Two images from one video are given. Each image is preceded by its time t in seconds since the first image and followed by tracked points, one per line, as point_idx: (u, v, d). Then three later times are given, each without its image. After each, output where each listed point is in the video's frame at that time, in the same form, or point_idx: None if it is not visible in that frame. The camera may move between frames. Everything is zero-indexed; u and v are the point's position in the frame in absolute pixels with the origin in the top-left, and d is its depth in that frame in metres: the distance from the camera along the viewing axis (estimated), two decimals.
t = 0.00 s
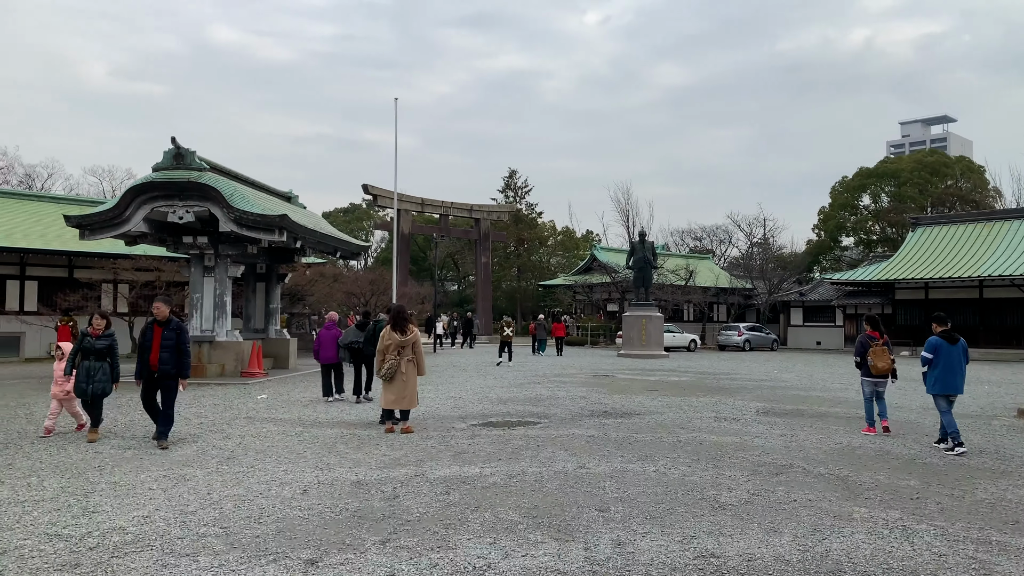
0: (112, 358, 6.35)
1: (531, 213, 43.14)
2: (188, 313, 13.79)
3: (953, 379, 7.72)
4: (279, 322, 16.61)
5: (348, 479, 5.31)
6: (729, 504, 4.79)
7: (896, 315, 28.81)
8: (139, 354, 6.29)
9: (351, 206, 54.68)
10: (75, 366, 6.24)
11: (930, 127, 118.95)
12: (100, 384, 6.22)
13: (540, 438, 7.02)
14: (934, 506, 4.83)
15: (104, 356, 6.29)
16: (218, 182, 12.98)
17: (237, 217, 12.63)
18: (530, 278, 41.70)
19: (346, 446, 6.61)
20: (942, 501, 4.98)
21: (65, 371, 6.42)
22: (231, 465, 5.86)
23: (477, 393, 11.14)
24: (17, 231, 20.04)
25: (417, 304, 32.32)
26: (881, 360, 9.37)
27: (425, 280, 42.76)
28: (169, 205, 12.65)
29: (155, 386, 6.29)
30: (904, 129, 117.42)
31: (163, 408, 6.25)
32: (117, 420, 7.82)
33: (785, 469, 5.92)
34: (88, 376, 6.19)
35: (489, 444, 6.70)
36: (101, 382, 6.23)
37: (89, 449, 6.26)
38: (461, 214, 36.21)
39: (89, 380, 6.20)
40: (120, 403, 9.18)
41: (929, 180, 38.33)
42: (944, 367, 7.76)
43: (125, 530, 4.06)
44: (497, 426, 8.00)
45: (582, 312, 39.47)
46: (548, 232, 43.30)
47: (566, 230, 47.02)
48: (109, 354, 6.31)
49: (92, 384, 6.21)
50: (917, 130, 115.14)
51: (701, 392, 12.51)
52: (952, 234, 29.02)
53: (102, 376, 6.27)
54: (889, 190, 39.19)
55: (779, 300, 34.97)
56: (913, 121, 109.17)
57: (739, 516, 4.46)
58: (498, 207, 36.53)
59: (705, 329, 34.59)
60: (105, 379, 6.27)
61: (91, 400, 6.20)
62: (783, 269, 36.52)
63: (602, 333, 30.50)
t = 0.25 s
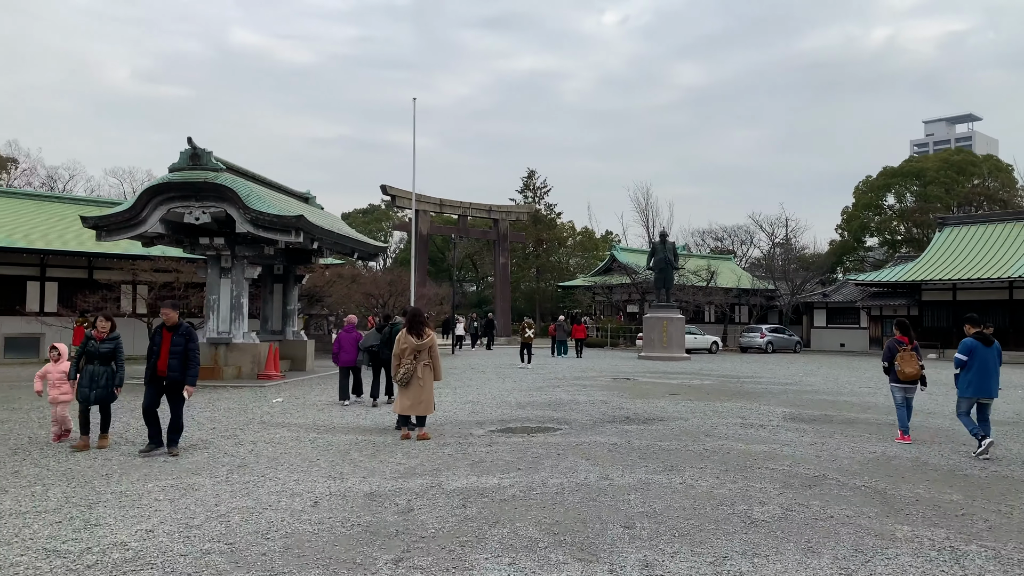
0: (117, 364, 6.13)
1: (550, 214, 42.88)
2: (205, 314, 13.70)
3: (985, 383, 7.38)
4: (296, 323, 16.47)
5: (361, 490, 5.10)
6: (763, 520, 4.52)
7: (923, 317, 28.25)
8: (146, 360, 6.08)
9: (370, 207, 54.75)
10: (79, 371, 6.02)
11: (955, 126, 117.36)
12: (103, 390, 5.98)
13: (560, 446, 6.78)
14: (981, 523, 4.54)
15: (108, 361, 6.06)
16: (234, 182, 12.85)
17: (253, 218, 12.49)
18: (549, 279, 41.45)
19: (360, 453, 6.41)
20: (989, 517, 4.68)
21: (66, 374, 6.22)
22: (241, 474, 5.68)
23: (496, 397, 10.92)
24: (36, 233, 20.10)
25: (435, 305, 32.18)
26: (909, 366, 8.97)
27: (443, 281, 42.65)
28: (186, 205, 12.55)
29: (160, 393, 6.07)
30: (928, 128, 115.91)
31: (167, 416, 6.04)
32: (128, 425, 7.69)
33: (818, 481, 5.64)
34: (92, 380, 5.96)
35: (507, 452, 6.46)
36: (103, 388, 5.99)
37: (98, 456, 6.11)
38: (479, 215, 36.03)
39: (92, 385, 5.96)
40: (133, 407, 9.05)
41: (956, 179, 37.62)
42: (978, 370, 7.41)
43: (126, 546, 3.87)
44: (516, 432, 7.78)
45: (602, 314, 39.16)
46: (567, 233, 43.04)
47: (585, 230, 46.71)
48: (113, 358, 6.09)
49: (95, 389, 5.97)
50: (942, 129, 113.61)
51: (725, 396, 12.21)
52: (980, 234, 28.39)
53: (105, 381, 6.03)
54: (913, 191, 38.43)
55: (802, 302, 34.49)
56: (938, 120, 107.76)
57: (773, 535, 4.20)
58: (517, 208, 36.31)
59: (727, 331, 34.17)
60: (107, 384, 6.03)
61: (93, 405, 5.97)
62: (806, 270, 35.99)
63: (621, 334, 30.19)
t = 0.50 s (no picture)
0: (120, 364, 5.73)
1: (569, 213, 42.61)
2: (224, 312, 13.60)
3: None
4: (316, 322, 16.36)
5: (381, 493, 4.91)
6: (805, 528, 4.28)
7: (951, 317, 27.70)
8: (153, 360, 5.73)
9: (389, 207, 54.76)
10: (81, 372, 5.59)
11: (980, 124, 115.61)
12: (110, 392, 5.59)
13: (587, 447, 6.55)
14: None
15: (112, 361, 5.65)
16: (254, 179, 12.74)
17: (272, 215, 12.37)
18: (569, 279, 41.20)
19: (381, 454, 6.22)
20: None
21: (70, 373, 5.94)
22: (259, 475, 5.51)
23: (518, 397, 10.72)
24: (57, 232, 20.12)
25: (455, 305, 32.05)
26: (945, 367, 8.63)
27: (462, 280, 42.53)
28: (205, 202, 12.46)
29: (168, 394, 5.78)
30: (952, 126, 114.27)
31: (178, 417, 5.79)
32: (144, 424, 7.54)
33: (859, 486, 5.38)
34: (98, 383, 5.56)
35: (532, 454, 6.25)
36: (110, 390, 5.60)
37: (113, 456, 5.96)
38: (499, 214, 35.83)
39: (97, 388, 5.55)
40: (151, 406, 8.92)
41: (984, 177, 36.90)
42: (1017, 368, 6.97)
43: (137, 551, 3.70)
44: (540, 432, 7.57)
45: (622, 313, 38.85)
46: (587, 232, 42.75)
47: (605, 230, 46.38)
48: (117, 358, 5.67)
49: (100, 392, 5.57)
50: (967, 127, 111.99)
51: (752, 397, 11.92)
52: (1010, 232, 27.77)
53: (110, 383, 5.62)
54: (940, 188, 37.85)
55: (826, 301, 33.99)
56: (963, 118, 106.19)
57: (818, 544, 3.95)
58: (536, 207, 36.07)
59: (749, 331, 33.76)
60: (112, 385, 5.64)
61: (99, 408, 5.58)
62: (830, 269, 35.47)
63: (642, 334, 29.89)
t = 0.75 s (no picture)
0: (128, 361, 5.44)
1: (592, 210, 42.21)
2: (246, 309, 13.44)
3: None
4: (339, 320, 16.19)
5: (405, 498, 4.64)
6: (863, 540, 3.95)
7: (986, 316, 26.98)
8: (158, 357, 5.40)
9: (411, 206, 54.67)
10: (86, 370, 5.32)
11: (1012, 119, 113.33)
12: (116, 390, 5.30)
13: (620, 451, 6.25)
14: None
15: (119, 358, 5.37)
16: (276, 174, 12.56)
17: (294, 211, 12.16)
18: (592, 277, 40.81)
19: (404, 456, 5.95)
20: None
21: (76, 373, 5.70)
22: (278, 477, 5.26)
23: (544, 397, 10.43)
24: (80, 230, 20.11)
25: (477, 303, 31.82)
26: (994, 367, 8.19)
27: (485, 279, 42.32)
28: (226, 198, 12.31)
29: (177, 393, 5.43)
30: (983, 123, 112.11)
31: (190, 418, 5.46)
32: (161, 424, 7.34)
33: (914, 494, 5.02)
34: (103, 380, 5.26)
35: (563, 457, 5.95)
36: (117, 388, 5.30)
37: (128, 457, 5.74)
38: (521, 212, 35.55)
39: (103, 386, 5.27)
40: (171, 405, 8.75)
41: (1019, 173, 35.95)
42: None
43: (146, 561, 3.46)
44: (569, 434, 7.27)
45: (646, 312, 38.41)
46: (611, 230, 42.33)
47: (628, 228, 45.93)
48: (125, 355, 5.40)
49: (106, 390, 5.28)
50: (997, 123, 110.00)
51: (786, 398, 11.54)
52: None
53: (117, 381, 5.33)
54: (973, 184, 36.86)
55: (855, 300, 33.34)
56: (995, 115, 104.42)
57: (882, 560, 3.63)
58: (559, 204, 35.70)
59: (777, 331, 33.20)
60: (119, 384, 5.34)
61: (106, 407, 5.29)
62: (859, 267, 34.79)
63: (668, 333, 29.46)
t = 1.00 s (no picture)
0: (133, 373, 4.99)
1: (616, 209, 41.80)
2: (267, 311, 13.29)
3: None
4: (360, 321, 16.01)
5: (425, 514, 4.39)
6: (921, 567, 3.63)
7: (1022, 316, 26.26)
8: (159, 366, 4.93)
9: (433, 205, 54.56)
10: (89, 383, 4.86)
11: None
12: (120, 405, 4.83)
13: (651, 462, 5.96)
14: None
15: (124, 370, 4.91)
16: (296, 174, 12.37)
17: (313, 211, 11.95)
18: (616, 277, 40.41)
19: (424, 466, 5.70)
20: None
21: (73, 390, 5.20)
22: (292, 490, 5.03)
23: (569, 401, 10.14)
24: (103, 231, 20.12)
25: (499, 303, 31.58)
26: None
27: (507, 279, 42.08)
28: (246, 199, 12.16)
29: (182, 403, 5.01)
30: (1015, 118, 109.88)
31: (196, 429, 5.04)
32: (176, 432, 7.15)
33: (970, 512, 4.68)
34: (108, 393, 4.81)
35: (591, 468, 5.67)
36: (124, 401, 4.85)
37: (140, 468, 5.54)
38: (544, 211, 35.24)
39: (106, 399, 4.80)
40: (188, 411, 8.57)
41: None
42: None
43: None
44: (595, 442, 6.98)
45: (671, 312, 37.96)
46: (634, 229, 41.89)
47: (652, 226, 45.46)
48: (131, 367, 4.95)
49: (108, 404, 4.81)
50: None
51: (819, 402, 11.16)
52: None
53: (123, 394, 4.87)
54: (1006, 182, 35.71)
55: (885, 299, 32.68)
56: None
57: None
58: (582, 203, 35.34)
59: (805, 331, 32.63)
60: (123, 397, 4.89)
61: (109, 423, 4.80)
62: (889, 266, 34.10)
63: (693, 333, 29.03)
